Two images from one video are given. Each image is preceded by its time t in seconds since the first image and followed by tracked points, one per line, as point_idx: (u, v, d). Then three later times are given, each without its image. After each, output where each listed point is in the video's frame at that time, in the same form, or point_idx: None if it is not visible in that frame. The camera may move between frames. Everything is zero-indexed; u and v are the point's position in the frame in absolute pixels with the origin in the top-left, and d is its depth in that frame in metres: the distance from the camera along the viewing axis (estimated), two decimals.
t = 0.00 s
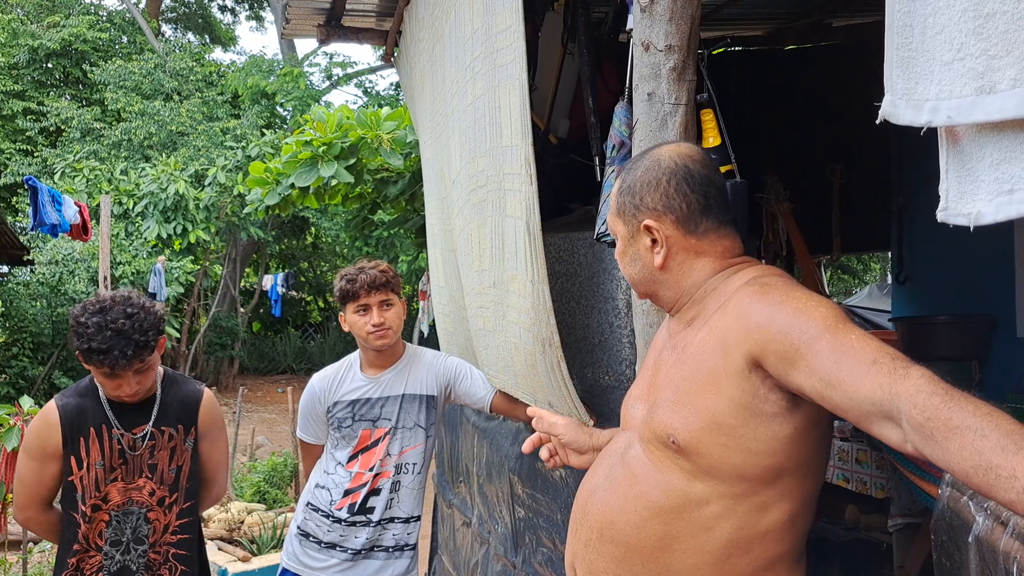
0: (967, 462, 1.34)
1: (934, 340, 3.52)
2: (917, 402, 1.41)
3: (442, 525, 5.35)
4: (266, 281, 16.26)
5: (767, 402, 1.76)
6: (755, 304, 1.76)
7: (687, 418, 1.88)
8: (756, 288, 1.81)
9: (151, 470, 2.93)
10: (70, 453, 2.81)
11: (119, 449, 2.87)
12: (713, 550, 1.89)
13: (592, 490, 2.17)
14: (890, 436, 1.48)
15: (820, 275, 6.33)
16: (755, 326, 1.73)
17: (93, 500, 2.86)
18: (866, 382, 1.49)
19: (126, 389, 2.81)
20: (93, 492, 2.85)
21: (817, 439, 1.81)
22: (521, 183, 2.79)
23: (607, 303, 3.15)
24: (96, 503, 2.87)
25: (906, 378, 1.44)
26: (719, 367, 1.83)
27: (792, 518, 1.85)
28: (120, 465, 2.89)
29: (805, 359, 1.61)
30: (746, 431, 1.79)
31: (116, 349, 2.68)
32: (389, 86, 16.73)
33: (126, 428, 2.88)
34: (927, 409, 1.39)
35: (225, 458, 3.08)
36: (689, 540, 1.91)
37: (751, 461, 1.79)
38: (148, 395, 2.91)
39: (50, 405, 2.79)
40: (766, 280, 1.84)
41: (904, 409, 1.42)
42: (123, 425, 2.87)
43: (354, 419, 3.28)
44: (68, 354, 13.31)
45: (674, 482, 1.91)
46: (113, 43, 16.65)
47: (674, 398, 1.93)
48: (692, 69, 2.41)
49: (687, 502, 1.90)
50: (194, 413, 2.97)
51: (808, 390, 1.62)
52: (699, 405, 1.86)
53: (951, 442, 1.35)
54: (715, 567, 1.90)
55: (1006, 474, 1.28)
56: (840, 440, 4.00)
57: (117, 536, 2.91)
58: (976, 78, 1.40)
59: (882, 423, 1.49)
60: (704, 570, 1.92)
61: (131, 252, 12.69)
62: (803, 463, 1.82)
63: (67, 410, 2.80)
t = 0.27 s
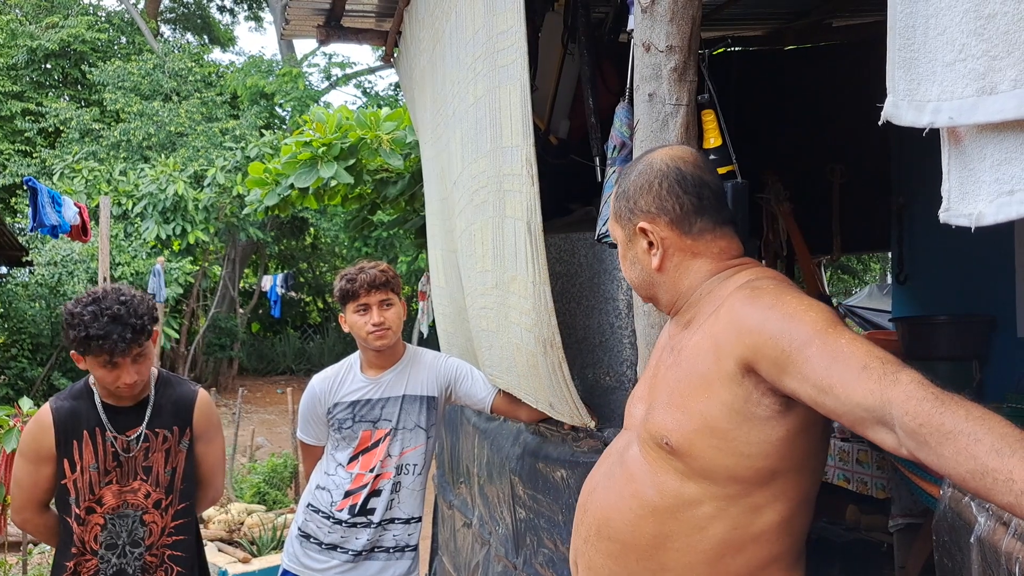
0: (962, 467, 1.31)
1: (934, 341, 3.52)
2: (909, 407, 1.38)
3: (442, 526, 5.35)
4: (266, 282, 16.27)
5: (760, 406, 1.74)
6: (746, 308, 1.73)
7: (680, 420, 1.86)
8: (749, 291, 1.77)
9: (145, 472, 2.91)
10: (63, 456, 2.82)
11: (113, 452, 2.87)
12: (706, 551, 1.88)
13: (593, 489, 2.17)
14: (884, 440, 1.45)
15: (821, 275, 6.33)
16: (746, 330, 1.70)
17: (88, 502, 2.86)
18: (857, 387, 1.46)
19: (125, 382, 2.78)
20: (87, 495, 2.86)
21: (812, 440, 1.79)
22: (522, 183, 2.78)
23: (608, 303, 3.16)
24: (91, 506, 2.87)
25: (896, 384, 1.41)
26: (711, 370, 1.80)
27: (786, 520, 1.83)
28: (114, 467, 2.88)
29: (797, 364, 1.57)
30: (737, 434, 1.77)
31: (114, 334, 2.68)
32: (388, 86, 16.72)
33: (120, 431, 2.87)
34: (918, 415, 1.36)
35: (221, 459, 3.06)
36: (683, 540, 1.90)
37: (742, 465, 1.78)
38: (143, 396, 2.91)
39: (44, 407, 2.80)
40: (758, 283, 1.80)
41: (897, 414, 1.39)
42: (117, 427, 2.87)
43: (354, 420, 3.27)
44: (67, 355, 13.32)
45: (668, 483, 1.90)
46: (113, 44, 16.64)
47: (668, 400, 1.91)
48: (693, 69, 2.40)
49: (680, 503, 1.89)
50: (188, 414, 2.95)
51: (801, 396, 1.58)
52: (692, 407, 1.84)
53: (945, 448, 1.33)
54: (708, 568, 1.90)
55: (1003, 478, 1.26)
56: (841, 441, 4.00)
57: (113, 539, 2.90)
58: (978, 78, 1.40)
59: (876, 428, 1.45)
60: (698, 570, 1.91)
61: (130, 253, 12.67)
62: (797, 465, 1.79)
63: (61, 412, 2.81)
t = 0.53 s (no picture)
0: (963, 470, 1.31)
1: (935, 341, 3.52)
2: (909, 410, 1.37)
3: (443, 526, 5.35)
4: (265, 283, 16.27)
5: (759, 408, 1.74)
6: (745, 310, 1.73)
7: (680, 421, 1.86)
8: (748, 293, 1.77)
9: (146, 470, 2.91)
10: (63, 456, 2.82)
11: (112, 450, 2.86)
12: (706, 550, 1.88)
13: (595, 488, 2.17)
14: (887, 443, 1.44)
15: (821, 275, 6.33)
16: (746, 332, 1.71)
17: (88, 502, 2.85)
18: (858, 390, 1.46)
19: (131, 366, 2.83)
20: (88, 494, 2.85)
21: (813, 441, 1.78)
22: (524, 184, 2.78)
23: (610, 303, 3.17)
24: (91, 506, 2.86)
25: (897, 387, 1.41)
26: (710, 372, 1.81)
27: (787, 520, 1.83)
28: (115, 466, 2.87)
29: (797, 367, 1.57)
30: (736, 436, 1.77)
31: (123, 309, 2.82)
32: (388, 87, 16.72)
33: (119, 429, 2.87)
34: (919, 418, 1.36)
35: (221, 457, 3.06)
36: (682, 540, 1.91)
37: (742, 465, 1.78)
38: (141, 393, 2.92)
39: (44, 409, 2.82)
40: (758, 285, 1.80)
41: (897, 417, 1.39)
42: (116, 425, 2.87)
43: (355, 420, 3.27)
44: (67, 356, 13.31)
45: (668, 483, 1.90)
46: (112, 44, 16.64)
47: (669, 401, 1.91)
48: (695, 70, 2.40)
49: (680, 503, 1.89)
50: (187, 412, 2.96)
51: (802, 399, 1.58)
52: (691, 408, 1.84)
53: (946, 450, 1.32)
54: (708, 568, 1.90)
55: (1006, 480, 1.25)
56: (842, 441, 4.00)
57: (115, 539, 2.89)
58: (982, 79, 1.40)
59: (878, 430, 1.45)
60: (698, 569, 1.91)
61: (130, 254, 12.47)
62: (797, 466, 1.79)
63: (60, 412, 2.82)
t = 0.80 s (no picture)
0: (968, 469, 1.31)
1: (935, 340, 3.52)
2: (913, 410, 1.37)
3: (443, 526, 5.36)
4: (265, 283, 16.28)
5: (762, 408, 1.74)
6: (749, 309, 1.73)
7: (682, 420, 1.86)
8: (752, 293, 1.76)
9: (154, 467, 2.91)
10: (71, 456, 2.80)
11: (120, 448, 2.86)
12: (706, 549, 1.88)
13: (595, 486, 2.17)
14: (890, 442, 1.44)
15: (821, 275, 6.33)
16: (750, 332, 1.70)
17: (98, 501, 2.84)
18: (862, 389, 1.45)
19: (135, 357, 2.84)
20: (97, 493, 2.84)
21: (815, 441, 1.78)
22: (527, 184, 2.77)
23: (610, 303, 3.17)
24: (101, 504, 2.85)
25: (901, 387, 1.40)
26: (713, 372, 1.80)
27: (788, 520, 1.83)
28: (123, 464, 2.87)
29: (801, 367, 1.57)
30: (738, 435, 1.77)
31: (125, 300, 2.84)
32: (388, 87, 16.72)
33: (126, 427, 2.87)
34: (923, 418, 1.36)
35: (221, 455, 3.11)
36: (683, 539, 1.91)
37: (743, 465, 1.78)
38: (144, 391, 2.93)
39: (48, 410, 2.79)
40: (762, 285, 1.80)
41: (901, 417, 1.39)
42: (122, 424, 2.87)
43: (356, 420, 3.27)
44: (66, 357, 13.30)
45: (669, 482, 1.90)
46: (112, 45, 16.63)
47: (671, 399, 1.90)
48: (696, 69, 2.40)
49: (680, 501, 1.89)
50: (191, 409, 3.00)
51: (805, 399, 1.58)
52: (694, 408, 1.84)
53: (951, 450, 1.32)
54: (708, 567, 1.90)
55: (1010, 479, 1.26)
56: (842, 441, 4.00)
57: (126, 537, 2.87)
58: (983, 77, 1.40)
59: (882, 430, 1.45)
60: (698, 568, 1.91)
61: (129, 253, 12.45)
62: (798, 466, 1.79)
63: (65, 412, 2.80)
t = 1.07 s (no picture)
0: (970, 469, 1.31)
1: (935, 341, 3.52)
2: (915, 410, 1.37)
3: (443, 527, 5.36)
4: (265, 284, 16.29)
5: (764, 409, 1.74)
6: (752, 309, 1.73)
7: (682, 419, 1.86)
8: (755, 293, 1.76)
9: (156, 469, 2.92)
10: (74, 459, 2.79)
11: (123, 451, 2.86)
12: (704, 549, 1.88)
13: (593, 485, 2.17)
14: (891, 443, 1.45)
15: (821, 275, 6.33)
16: (752, 332, 1.70)
17: (101, 503, 2.83)
18: (864, 390, 1.45)
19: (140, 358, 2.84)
20: (100, 495, 2.83)
21: (815, 442, 1.78)
22: (528, 184, 2.77)
23: (611, 304, 3.17)
24: (104, 507, 2.83)
25: (903, 387, 1.40)
26: (715, 371, 1.80)
27: (787, 519, 1.83)
28: (125, 466, 2.87)
29: (803, 367, 1.57)
30: (739, 435, 1.77)
31: (133, 300, 2.86)
32: (388, 88, 16.72)
33: (128, 429, 2.88)
34: (925, 418, 1.36)
35: (216, 457, 3.17)
36: (681, 538, 1.91)
37: (743, 465, 1.78)
38: (144, 394, 2.94)
39: (49, 412, 2.77)
40: (765, 286, 1.80)
41: (903, 417, 1.39)
42: (124, 426, 2.87)
43: (356, 421, 3.27)
44: (66, 357, 13.32)
45: (668, 481, 1.90)
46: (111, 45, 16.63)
47: (672, 399, 1.90)
48: (696, 69, 2.40)
49: (679, 501, 1.89)
50: (190, 411, 3.03)
51: (807, 399, 1.58)
52: (695, 408, 1.84)
53: (952, 450, 1.33)
54: (705, 566, 1.90)
55: (1012, 479, 1.26)
56: (842, 441, 4.00)
57: (130, 539, 2.85)
58: (982, 77, 1.40)
59: (884, 430, 1.45)
60: (696, 567, 1.91)
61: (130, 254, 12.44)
62: (798, 467, 1.79)
63: (67, 415, 2.79)
